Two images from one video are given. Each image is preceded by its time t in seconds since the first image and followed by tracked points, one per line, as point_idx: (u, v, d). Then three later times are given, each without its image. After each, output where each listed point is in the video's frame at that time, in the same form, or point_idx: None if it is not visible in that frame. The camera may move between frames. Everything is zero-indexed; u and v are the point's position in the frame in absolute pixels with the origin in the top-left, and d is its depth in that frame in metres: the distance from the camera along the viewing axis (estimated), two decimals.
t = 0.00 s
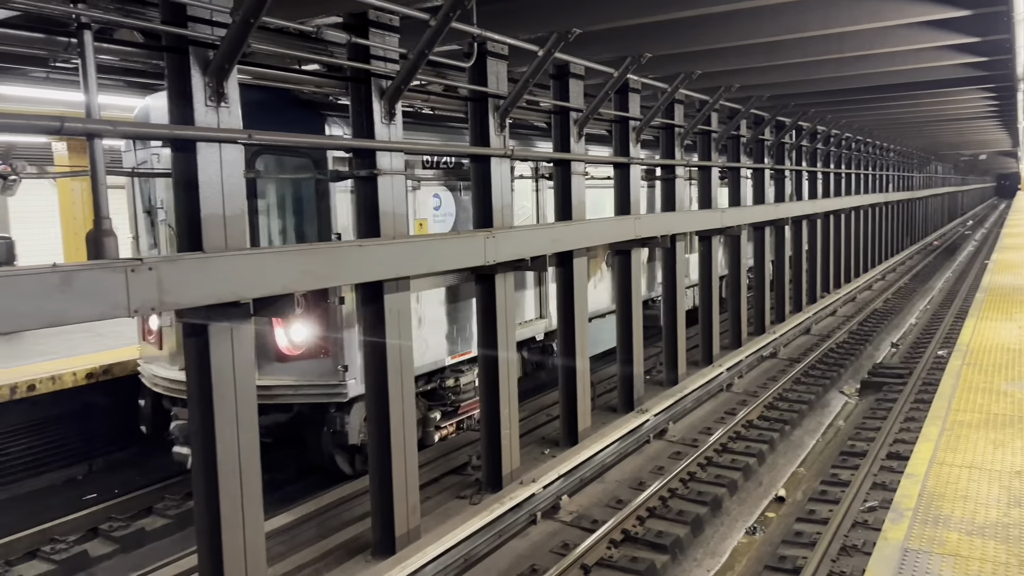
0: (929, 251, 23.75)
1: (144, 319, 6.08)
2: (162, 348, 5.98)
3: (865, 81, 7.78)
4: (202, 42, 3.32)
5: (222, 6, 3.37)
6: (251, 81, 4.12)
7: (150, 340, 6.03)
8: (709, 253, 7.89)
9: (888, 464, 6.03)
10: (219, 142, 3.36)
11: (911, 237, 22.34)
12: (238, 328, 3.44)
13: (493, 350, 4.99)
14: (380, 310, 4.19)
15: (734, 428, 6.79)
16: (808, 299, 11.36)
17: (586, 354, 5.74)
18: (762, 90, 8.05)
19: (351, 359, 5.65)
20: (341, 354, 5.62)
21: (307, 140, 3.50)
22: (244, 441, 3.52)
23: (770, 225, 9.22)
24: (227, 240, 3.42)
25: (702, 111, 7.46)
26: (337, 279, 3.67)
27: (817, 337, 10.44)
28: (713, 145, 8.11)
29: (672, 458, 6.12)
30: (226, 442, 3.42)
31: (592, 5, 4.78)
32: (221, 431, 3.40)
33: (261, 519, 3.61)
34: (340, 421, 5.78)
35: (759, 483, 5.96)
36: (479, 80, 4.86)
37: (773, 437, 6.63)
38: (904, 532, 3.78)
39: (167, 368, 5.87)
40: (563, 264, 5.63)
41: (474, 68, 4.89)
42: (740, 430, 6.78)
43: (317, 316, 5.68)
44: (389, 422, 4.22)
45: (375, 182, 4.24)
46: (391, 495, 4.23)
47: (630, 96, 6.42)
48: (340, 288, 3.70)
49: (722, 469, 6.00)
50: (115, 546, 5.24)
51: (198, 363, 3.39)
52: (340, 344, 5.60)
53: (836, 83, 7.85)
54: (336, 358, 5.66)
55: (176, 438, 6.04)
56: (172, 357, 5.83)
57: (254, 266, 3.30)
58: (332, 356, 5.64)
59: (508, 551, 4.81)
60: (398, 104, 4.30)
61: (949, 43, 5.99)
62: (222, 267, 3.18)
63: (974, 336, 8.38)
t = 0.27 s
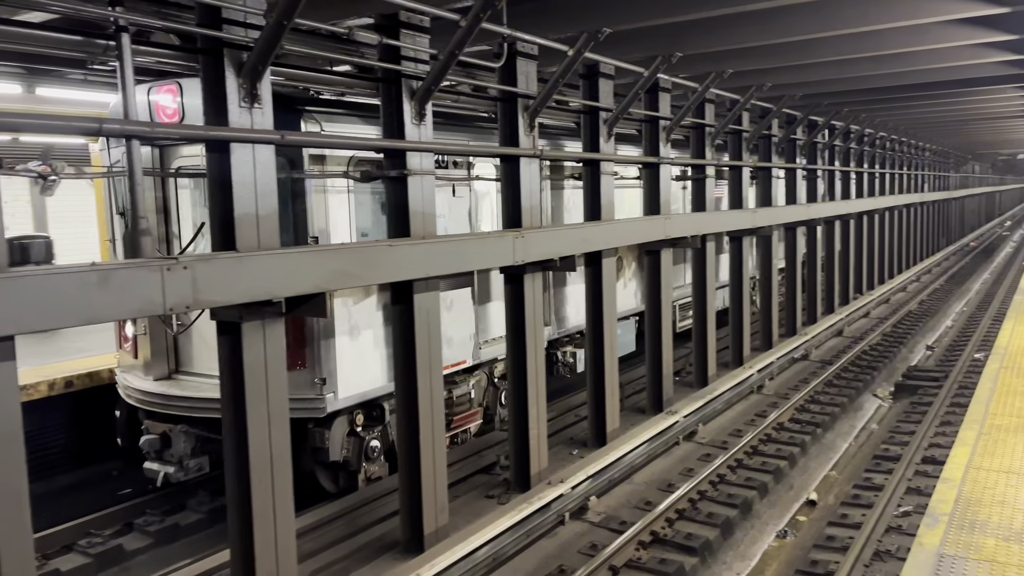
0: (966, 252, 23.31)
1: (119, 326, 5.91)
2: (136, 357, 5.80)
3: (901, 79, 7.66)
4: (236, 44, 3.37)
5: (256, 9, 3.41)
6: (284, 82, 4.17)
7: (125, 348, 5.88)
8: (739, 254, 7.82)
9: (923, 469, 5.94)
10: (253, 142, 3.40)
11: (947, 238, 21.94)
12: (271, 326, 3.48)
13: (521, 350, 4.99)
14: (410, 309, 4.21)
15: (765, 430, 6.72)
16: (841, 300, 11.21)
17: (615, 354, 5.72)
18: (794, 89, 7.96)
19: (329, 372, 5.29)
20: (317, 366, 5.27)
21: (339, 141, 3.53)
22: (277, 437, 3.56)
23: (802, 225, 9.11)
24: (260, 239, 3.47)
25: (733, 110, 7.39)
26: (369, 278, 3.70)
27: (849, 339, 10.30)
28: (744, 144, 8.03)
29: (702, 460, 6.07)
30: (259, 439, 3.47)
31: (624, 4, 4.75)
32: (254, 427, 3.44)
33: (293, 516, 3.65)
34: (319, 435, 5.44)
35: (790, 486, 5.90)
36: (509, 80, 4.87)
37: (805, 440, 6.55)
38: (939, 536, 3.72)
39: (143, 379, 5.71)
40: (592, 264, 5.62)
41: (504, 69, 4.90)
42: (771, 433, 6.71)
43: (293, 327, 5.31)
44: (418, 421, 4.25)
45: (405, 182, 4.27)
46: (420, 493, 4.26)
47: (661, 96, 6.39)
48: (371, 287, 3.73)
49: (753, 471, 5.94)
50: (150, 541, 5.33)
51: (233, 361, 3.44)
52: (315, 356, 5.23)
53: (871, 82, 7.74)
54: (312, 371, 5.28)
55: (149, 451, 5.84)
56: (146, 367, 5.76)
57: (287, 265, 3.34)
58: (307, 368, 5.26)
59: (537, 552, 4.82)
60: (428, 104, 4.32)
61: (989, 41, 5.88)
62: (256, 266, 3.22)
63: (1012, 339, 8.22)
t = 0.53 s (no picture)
0: (999, 254, 22.88)
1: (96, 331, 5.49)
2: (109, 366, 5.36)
3: (934, 78, 7.54)
4: (266, 46, 3.40)
5: (286, 10, 3.45)
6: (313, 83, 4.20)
7: (99, 356, 5.44)
8: (767, 254, 7.74)
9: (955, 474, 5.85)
10: (282, 143, 3.43)
11: (979, 239, 21.56)
12: (299, 325, 3.52)
13: (547, 350, 4.98)
14: (435, 309, 4.22)
15: (793, 433, 6.65)
16: (870, 302, 11.07)
17: (641, 356, 5.68)
18: (824, 88, 7.87)
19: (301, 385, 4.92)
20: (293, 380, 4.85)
21: (367, 141, 3.56)
22: (304, 435, 3.58)
23: (831, 226, 9.00)
24: (289, 239, 3.50)
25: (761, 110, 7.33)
26: (395, 278, 3.72)
27: (879, 341, 10.17)
28: (772, 144, 7.95)
29: (728, 462, 6.02)
30: (287, 437, 3.50)
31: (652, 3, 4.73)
32: (282, 426, 3.47)
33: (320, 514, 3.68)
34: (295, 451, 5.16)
35: (818, 489, 5.83)
36: (536, 80, 4.87)
37: (833, 443, 6.47)
38: None
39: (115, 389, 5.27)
40: (617, 265, 5.59)
41: (530, 69, 4.90)
42: (799, 436, 6.64)
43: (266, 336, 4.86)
44: (444, 420, 4.26)
45: (432, 183, 4.28)
46: (445, 492, 4.27)
47: (688, 96, 6.36)
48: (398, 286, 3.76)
49: (780, 474, 5.88)
50: (179, 536, 5.39)
51: (261, 359, 3.48)
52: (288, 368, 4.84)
53: (903, 81, 7.63)
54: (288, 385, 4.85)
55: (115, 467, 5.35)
56: (119, 377, 5.29)
57: (315, 265, 3.37)
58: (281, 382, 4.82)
59: (562, 553, 4.81)
60: (455, 104, 4.33)
61: None
62: (285, 265, 3.25)
63: None
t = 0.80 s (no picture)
0: None
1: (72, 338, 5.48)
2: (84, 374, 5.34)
3: (964, 77, 7.43)
4: (293, 47, 3.44)
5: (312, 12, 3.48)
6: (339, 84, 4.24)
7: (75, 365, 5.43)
8: (792, 254, 7.68)
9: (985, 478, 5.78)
10: (308, 143, 3.46)
11: (1010, 240, 21.21)
12: (325, 324, 3.54)
13: (570, 350, 4.98)
14: (460, 309, 4.24)
15: (818, 435, 6.59)
16: (897, 303, 10.93)
17: (665, 356, 5.66)
18: (851, 87, 7.78)
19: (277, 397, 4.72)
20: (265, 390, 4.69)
21: (392, 142, 3.58)
22: (329, 433, 3.61)
23: (858, 226, 8.90)
24: (315, 239, 3.53)
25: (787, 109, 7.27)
26: (420, 277, 3.73)
27: (907, 343, 10.05)
28: (798, 144, 7.88)
29: (752, 464, 5.98)
30: (313, 436, 3.52)
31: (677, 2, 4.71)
32: (308, 424, 3.50)
33: (344, 512, 3.70)
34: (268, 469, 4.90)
35: (844, 492, 5.77)
36: (560, 80, 4.87)
37: (860, 445, 6.41)
38: None
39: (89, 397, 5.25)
40: (641, 265, 5.57)
41: (555, 69, 4.90)
42: (825, 438, 6.58)
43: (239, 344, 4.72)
44: (468, 420, 4.27)
45: (456, 183, 4.30)
46: (469, 491, 4.28)
47: (713, 95, 6.33)
48: (423, 285, 3.78)
49: (806, 476, 5.84)
50: (205, 533, 5.45)
51: (287, 357, 3.51)
52: (262, 379, 4.67)
53: (932, 79, 7.53)
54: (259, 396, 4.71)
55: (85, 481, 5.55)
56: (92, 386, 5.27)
57: (340, 264, 3.39)
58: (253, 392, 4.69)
59: (584, 553, 4.81)
60: (480, 105, 4.34)
61: None
62: (312, 265, 3.28)
63: None
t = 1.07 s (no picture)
0: None
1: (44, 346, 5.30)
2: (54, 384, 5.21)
3: (991, 74, 7.33)
4: (315, 48, 3.46)
5: (335, 13, 3.50)
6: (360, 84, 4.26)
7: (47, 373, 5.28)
8: (814, 254, 7.62)
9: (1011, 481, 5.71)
10: (330, 144, 3.49)
11: None
12: (346, 324, 3.57)
13: (589, 350, 4.96)
14: (481, 309, 4.25)
15: (841, 437, 6.54)
16: (921, 303, 10.80)
17: (685, 357, 5.63)
18: (875, 85, 7.70)
19: (252, 406, 4.53)
20: (237, 401, 4.51)
21: (413, 142, 3.60)
22: (350, 432, 3.63)
23: (881, 226, 8.80)
24: (337, 238, 3.55)
25: (810, 108, 7.21)
26: (441, 277, 3.75)
27: (931, 344, 9.94)
28: (820, 142, 7.81)
29: (774, 466, 5.94)
30: (334, 434, 3.54)
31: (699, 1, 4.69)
32: (329, 422, 3.51)
33: (365, 510, 3.72)
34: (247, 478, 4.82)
35: (867, 494, 5.71)
36: (581, 80, 4.87)
37: (883, 447, 6.35)
38: None
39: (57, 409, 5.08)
40: (662, 264, 5.55)
41: (575, 68, 4.90)
42: (847, 439, 6.52)
43: (210, 351, 4.55)
44: (488, 419, 4.27)
45: (476, 182, 4.31)
46: (488, 491, 4.28)
47: (734, 94, 6.30)
48: (443, 285, 3.79)
49: (828, 478, 5.79)
50: (226, 529, 5.49)
51: (310, 356, 3.54)
52: (236, 388, 4.49)
53: (958, 78, 7.44)
54: (231, 406, 4.54)
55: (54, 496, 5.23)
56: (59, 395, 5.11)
57: (362, 264, 3.41)
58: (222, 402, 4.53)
59: (604, 554, 4.80)
60: (500, 104, 4.35)
61: None
62: (334, 265, 3.30)
63: None
